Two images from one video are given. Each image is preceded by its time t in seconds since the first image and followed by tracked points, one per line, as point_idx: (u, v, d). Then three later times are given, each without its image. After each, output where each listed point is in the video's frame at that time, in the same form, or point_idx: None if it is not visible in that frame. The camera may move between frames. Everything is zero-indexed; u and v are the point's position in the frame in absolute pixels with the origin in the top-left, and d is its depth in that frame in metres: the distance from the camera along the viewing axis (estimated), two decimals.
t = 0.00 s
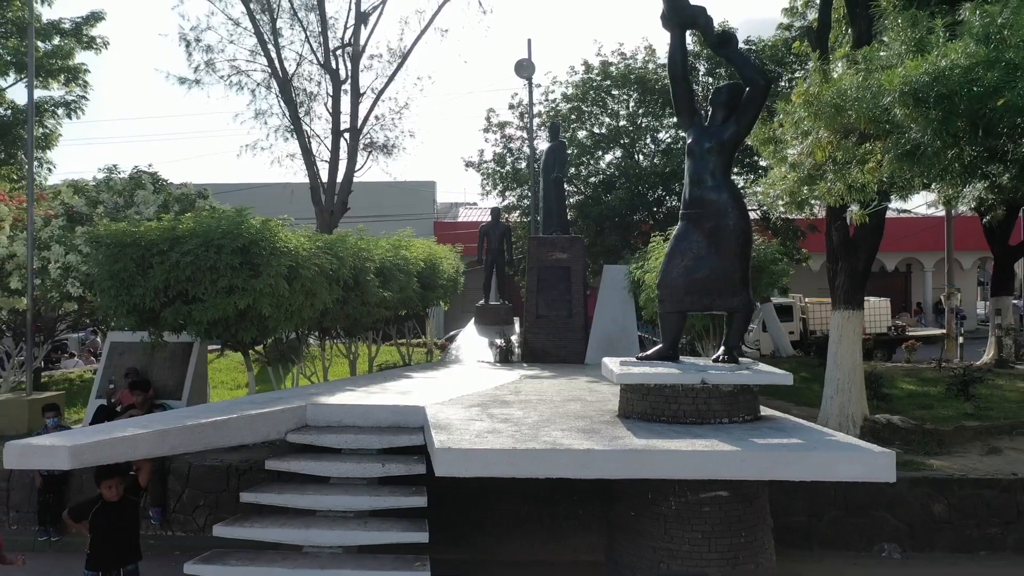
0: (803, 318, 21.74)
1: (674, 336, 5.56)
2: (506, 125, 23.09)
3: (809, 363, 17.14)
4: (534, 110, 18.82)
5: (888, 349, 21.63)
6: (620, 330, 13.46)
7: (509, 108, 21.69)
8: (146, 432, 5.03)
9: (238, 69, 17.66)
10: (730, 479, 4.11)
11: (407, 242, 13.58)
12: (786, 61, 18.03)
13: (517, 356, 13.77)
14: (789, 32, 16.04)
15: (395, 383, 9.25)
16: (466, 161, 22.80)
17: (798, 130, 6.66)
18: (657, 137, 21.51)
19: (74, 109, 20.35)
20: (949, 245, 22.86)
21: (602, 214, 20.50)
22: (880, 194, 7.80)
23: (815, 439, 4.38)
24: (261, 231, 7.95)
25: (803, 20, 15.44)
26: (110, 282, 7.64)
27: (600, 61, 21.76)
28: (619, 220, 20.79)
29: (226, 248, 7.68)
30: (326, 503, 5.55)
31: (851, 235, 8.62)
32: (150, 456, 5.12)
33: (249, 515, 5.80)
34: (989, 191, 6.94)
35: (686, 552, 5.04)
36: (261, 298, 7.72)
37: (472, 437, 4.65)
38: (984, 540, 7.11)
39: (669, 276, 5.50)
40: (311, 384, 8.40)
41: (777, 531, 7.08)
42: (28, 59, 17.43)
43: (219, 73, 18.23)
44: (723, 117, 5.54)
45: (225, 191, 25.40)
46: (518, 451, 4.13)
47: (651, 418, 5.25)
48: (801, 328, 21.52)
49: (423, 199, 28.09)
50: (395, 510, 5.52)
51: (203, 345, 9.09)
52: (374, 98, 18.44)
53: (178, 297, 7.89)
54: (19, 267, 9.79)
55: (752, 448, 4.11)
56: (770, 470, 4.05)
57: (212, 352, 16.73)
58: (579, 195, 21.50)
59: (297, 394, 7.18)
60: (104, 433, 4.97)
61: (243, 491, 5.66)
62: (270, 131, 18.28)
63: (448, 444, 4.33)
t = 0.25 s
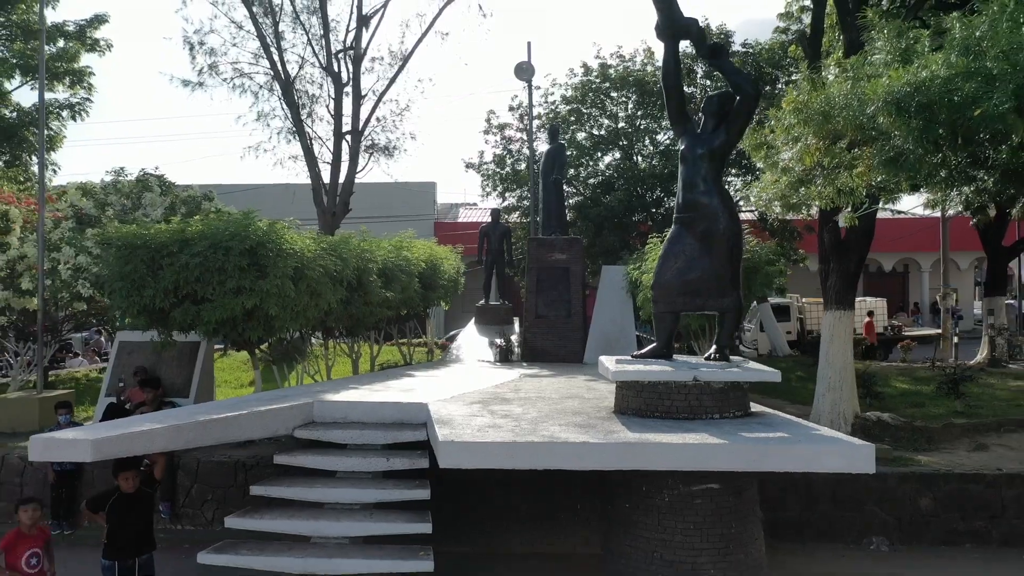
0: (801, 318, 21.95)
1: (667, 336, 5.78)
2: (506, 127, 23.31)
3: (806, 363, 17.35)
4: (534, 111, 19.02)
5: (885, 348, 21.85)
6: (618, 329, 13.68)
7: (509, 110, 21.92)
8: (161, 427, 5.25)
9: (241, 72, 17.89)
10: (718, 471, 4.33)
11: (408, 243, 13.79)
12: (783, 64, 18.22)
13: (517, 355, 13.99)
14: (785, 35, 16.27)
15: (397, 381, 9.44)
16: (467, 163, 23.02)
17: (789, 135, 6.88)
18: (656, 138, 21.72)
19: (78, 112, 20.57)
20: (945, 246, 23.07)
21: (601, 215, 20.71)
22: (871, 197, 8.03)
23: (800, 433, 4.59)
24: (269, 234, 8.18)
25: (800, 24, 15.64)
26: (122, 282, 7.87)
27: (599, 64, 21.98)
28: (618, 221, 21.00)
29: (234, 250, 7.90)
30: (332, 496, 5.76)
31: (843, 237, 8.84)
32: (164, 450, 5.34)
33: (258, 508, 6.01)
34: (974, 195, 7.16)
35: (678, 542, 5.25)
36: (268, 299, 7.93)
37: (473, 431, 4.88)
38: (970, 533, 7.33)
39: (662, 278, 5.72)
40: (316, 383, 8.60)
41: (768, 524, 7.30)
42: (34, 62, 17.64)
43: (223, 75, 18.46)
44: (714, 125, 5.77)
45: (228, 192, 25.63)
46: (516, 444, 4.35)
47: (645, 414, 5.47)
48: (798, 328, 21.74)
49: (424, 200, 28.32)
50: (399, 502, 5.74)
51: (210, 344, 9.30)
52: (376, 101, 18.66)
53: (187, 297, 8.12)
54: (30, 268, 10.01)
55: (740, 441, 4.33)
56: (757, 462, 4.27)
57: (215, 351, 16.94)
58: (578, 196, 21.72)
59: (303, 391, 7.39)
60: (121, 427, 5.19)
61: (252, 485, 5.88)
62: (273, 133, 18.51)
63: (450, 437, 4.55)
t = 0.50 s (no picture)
0: (798, 319, 22.14)
1: (662, 336, 5.97)
2: (506, 129, 23.50)
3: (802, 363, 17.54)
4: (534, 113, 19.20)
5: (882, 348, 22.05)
6: (617, 330, 13.87)
7: (509, 113, 22.12)
8: (176, 423, 5.44)
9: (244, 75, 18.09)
10: (709, 465, 4.53)
11: (410, 245, 13.99)
12: (781, 67, 18.41)
13: (517, 355, 14.19)
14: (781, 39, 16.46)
15: (399, 380, 9.63)
16: (467, 164, 23.22)
17: (781, 140, 7.08)
18: (655, 140, 21.91)
19: (82, 114, 20.77)
20: (941, 246, 23.25)
21: (600, 216, 20.91)
22: (863, 201, 8.22)
23: (789, 430, 4.79)
24: (275, 237, 8.37)
25: (796, 27, 15.81)
26: (132, 283, 8.06)
27: (598, 66, 22.16)
28: (617, 222, 21.19)
29: (241, 253, 8.10)
30: (339, 490, 5.95)
31: (836, 239, 9.04)
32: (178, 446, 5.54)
33: (266, 502, 6.21)
34: (963, 200, 7.36)
35: (674, 534, 5.45)
36: (274, 300, 8.13)
37: (475, 428, 5.08)
38: (957, 528, 7.52)
39: (657, 280, 5.91)
40: (320, 382, 8.79)
41: (761, 520, 7.50)
42: (39, 65, 17.82)
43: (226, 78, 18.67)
44: (708, 132, 5.97)
45: (230, 193, 25.84)
46: (516, 440, 4.55)
47: (641, 411, 5.66)
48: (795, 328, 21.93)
49: (425, 201, 28.51)
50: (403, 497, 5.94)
51: (216, 345, 9.48)
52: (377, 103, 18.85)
53: (195, 299, 8.31)
54: (38, 270, 10.17)
55: (731, 437, 4.53)
56: (746, 456, 4.47)
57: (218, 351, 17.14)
58: (578, 198, 21.91)
59: (308, 390, 7.58)
60: (137, 423, 5.37)
61: (261, 480, 6.07)
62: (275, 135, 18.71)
63: (452, 433, 4.75)
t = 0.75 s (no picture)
0: (795, 319, 22.36)
1: (657, 336, 6.20)
2: (506, 131, 23.72)
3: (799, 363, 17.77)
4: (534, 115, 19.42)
5: (878, 349, 22.28)
6: (615, 330, 14.10)
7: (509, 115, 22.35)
8: (190, 420, 5.67)
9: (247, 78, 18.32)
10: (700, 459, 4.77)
11: (412, 246, 14.21)
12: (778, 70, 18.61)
13: (517, 355, 14.42)
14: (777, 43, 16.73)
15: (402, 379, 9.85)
16: (468, 166, 23.45)
17: (772, 146, 7.31)
18: (654, 142, 22.12)
19: (87, 116, 20.99)
20: (937, 247, 23.46)
21: (599, 217, 21.14)
22: (853, 204, 8.45)
23: (776, 425, 5.02)
24: (281, 240, 8.60)
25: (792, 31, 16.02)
26: (143, 285, 8.30)
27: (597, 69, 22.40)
28: (616, 224, 21.42)
29: (249, 255, 8.33)
30: (346, 485, 6.18)
31: (828, 241, 9.27)
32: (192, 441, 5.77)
33: (275, 496, 6.44)
34: (948, 207, 7.60)
35: (667, 527, 5.68)
36: (281, 301, 8.35)
37: (477, 424, 5.31)
38: (944, 522, 7.76)
39: (652, 282, 6.14)
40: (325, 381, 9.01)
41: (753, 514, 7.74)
42: (45, 68, 17.99)
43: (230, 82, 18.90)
44: (701, 139, 6.19)
45: (233, 195, 26.08)
46: (517, 435, 4.79)
47: (636, 408, 5.90)
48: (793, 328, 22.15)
49: (426, 202, 28.74)
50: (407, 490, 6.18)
51: (223, 345, 9.71)
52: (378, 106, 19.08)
53: (204, 300, 8.54)
54: (49, 271, 10.35)
55: (721, 432, 4.77)
56: (735, 450, 4.71)
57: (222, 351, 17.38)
58: (578, 199, 22.13)
59: (314, 389, 7.80)
60: (154, 420, 5.59)
61: (271, 474, 6.30)
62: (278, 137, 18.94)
63: (456, 428, 4.98)
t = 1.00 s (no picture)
0: (793, 319, 22.57)
1: (653, 335, 6.41)
2: (506, 132, 23.93)
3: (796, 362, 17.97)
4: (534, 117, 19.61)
5: (874, 348, 22.50)
6: (614, 330, 14.30)
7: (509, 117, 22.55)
8: (203, 416, 5.88)
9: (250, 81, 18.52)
10: (693, 453, 4.98)
11: (414, 247, 14.42)
12: (775, 73, 18.80)
13: (517, 354, 14.64)
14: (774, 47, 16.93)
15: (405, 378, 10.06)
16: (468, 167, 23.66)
17: (765, 151, 7.51)
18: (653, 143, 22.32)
19: (91, 118, 21.17)
20: (934, 248, 23.65)
21: (598, 219, 21.35)
22: (846, 207, 8.65)
23: (766, 422, 5.23)
24: (288, 242, 8.81)
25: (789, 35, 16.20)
26: (153, 286, 8.51)
27: (597, 71, 22.59)
28: (615, 225, 21.63)
29: (256, 258, 8.55)
30: (352, 479, 6.39)
31: (821, 243, 9.48)
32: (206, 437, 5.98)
33: (284, 490, 6.65)
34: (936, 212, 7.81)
35: (662, 519, 5.89)
36: (287, 301, 8.57)
37: (479, 420, 5.53)
38: (933, 517, 7.97)
39: (649, 283, 6.35)
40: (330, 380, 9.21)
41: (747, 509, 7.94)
42: (50, 71, 18.15)
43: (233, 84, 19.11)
44: (696, 146, 6.42)
45: (236, 195, 26.29)
46: (517, 431, 5.00)
47: (632, 406, 6.11)
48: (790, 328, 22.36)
49: (427, 202, 28.95)
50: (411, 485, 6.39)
51: (229, 344, 9.92)
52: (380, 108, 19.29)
53: (212, 301, 8.76)
54: (59, 272, 10.51)
55: (713, 428, 4.97)
56: (726, 445, 4.92)
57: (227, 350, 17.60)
58: (577, 200, 22.33)
59: (320, 387, 8.01)
60: (169, 417, 5.80)
61: (279, 469, 6.51)
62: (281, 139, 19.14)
63: (459, 424, 5.19)
